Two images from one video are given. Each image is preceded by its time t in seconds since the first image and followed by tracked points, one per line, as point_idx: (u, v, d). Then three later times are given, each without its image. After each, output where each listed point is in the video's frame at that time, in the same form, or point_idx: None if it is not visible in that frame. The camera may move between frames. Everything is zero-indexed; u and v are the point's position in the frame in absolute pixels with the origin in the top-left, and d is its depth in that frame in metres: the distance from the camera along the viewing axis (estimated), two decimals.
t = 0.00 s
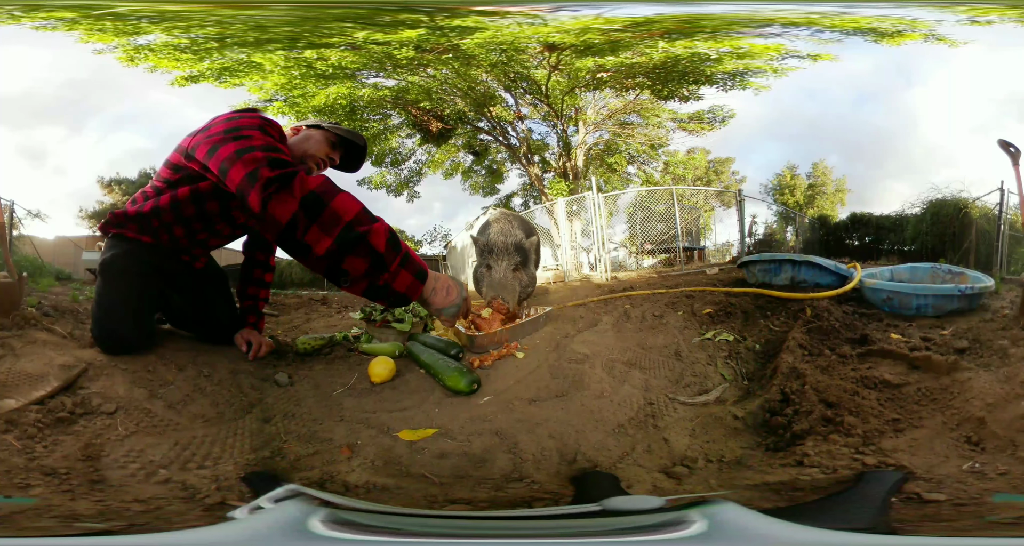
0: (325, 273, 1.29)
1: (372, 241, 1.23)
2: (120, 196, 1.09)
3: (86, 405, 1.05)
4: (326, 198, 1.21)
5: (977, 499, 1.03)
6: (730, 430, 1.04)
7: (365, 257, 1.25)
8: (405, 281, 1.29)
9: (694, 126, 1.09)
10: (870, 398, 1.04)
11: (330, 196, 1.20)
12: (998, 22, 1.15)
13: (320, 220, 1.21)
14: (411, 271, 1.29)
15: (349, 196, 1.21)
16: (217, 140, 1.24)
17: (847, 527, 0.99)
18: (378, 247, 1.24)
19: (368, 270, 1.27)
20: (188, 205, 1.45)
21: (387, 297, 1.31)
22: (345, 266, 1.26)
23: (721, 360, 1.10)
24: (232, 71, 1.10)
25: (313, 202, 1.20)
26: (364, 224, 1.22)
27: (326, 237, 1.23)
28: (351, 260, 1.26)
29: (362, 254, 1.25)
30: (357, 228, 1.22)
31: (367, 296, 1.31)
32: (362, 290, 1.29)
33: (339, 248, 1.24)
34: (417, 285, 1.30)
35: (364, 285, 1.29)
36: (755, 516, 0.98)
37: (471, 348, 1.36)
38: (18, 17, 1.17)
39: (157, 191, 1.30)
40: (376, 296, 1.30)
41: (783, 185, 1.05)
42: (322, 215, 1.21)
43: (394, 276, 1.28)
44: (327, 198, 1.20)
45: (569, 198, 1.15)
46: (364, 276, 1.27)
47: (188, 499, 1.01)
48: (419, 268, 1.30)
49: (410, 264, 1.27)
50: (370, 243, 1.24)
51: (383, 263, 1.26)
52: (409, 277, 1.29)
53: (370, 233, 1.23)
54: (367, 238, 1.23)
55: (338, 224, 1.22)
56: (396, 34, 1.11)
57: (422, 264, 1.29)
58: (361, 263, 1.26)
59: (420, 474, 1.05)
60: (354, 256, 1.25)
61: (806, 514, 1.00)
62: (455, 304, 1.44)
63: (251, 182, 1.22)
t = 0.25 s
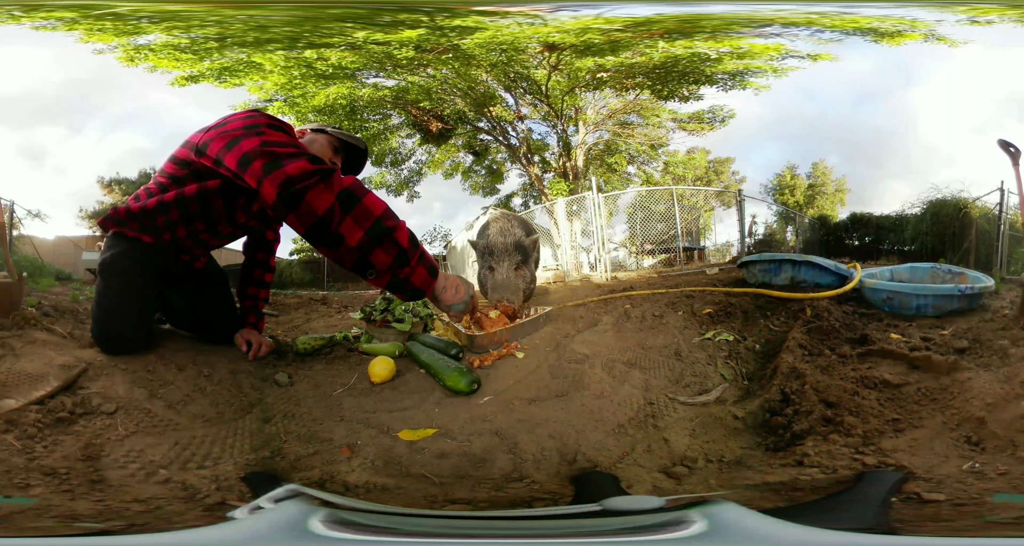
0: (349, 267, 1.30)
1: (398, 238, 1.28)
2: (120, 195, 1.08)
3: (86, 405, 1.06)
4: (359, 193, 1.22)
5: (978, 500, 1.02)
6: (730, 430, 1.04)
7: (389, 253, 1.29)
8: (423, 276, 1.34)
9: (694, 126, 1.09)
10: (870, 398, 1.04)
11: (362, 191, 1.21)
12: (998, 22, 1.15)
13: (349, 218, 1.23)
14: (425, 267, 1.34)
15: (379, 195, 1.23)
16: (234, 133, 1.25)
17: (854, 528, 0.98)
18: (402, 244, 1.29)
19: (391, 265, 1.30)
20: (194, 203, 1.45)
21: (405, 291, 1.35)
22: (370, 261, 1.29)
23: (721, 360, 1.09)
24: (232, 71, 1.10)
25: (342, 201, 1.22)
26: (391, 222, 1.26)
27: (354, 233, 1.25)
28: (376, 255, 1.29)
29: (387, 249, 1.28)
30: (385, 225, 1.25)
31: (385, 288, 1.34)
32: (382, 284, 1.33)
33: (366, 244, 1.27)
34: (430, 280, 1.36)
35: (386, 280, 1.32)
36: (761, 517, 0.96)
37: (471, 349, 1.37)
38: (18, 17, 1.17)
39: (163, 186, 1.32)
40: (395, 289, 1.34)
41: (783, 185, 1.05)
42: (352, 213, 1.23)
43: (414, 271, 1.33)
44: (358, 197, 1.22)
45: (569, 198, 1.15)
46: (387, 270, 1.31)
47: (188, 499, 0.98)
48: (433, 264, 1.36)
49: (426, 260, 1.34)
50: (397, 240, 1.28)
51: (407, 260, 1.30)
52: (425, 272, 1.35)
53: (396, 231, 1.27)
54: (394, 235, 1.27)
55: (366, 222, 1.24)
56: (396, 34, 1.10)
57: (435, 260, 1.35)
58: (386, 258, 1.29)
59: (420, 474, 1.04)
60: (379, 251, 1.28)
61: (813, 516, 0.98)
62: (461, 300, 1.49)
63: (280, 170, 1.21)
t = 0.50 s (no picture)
0: (358, 266, 1.32)
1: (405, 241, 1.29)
2: (121, 195, 1.08)
3: (86, 405, 1.06)
4: (370, 195, 1.22)
5: (977, 499, 1.02)
6: (730, 430, 1.04)
7: (397, 254, 1.30)
8: (429, 278, 1.36)
9: (694, 126, 1.09)
10: (870, 398, 1.04)
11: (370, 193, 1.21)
12: (998, 22, 1.15)
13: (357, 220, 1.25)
14: (431, 270, 1.36)
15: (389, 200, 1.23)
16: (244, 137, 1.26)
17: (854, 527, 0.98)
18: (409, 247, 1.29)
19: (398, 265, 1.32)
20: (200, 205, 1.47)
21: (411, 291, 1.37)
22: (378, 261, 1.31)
23: (721, 360, 1.10)
24: (233, 71, 1.10)
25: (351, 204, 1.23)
26: (400, 226, 1.26)
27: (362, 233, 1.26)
28: (385, 256, 1.30)
29: (395, 250, 1.30)
30: (394, 228, 1.26)
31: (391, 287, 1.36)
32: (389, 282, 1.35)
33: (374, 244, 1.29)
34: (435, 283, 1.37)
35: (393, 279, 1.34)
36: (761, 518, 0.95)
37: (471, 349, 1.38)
38: (19, 17, 1.17)
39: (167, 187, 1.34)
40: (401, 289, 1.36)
41: (783, 185, 1.04)
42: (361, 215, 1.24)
43: (421, 272, 1.34)
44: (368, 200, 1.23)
45: (569, 198, 1.15)
46: (394, 271, 1.32)
47: (190, 499, 0.97)
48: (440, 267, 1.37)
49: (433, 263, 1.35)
50: (404, 242, 1.29)
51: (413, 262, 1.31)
52: (431, 275, 1.36)
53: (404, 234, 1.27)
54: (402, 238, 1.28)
55: (375, 224, 1.25)
56: (396, 34, 1.10)
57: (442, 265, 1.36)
58: (393, 259, 1.30)
59: (420, 474, 1.04)
60: (387, 252, 1.30)
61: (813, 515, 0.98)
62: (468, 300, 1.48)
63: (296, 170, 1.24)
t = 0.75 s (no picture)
0: (353, 274, 1.33)
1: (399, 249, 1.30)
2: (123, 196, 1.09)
3: (87, 405, 1.05)
4: (363, 200, 1.26)
5: (978, 499, 1.04)
6: (730, 430, 1.04)
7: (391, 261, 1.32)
8: (425, 285, 1.37)
9: (694, 126, 1.09)
10: (870, 398, 1.04)
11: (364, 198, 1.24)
12: (999, 22, 1.15)
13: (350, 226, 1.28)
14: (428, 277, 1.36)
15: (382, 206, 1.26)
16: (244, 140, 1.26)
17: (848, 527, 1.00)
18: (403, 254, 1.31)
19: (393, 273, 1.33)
20: (201, 206, 1.50)
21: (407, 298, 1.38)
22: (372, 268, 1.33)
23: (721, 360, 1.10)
24: (234, 71, 1.11)
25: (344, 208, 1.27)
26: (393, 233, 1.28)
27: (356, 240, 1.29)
28: (379, 263, 1.32)
29: (389, 258, 1.31)
30: (387, 234, 1.28)
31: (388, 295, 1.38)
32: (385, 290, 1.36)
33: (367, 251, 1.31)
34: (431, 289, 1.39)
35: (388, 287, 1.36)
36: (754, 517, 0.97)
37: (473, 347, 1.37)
38: (21, 17, 1.17)
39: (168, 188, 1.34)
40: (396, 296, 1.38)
41: (784, 185, 1.06)
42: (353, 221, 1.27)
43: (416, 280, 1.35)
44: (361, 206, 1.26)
45: (569, 198, 1.15)
46: (389, 278, 1.34)
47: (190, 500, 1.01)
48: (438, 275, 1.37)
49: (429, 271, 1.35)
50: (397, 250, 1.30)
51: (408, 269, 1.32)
52: (428, 282, 1.37)
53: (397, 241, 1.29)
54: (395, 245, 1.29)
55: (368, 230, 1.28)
56: (397, 34, 1.11)
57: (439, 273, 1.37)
58: (388, 267, 1.32)
59: (421, 474, 1.05)
60: (381, 259, 1.31)
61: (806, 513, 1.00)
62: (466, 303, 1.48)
63: (288, 176, 1.26)
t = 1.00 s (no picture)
0: (352, 270, 1.34)
1: (397, 244, 1.30)
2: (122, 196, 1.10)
3: (87, 405, 1.05)
4: (360, 195, 1.27)
5: (977, 499, 1.04)
6: (730, 431, 1.04)
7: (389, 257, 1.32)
8: (425, 282, 1.36)
9: (694, 126, 1.09)
10: (870, 398, 1.04)
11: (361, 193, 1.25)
12: (1000, 22, 1.15)
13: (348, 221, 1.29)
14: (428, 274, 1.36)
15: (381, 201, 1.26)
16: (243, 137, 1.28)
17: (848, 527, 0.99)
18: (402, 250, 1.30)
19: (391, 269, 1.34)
20: (199, 207, 1.52)
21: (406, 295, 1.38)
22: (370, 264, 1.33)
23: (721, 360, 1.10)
24: (234, 71, 1.11)
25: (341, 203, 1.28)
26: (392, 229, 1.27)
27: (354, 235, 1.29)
28: (377, 259, 1.32)
29: (388, 253, 1.31)
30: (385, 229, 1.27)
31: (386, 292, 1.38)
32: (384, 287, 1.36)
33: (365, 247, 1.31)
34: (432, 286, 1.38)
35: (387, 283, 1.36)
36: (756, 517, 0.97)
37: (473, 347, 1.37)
38: (21, 17, 1.17)
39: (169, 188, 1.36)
40: (396, 293, 1.37)
41: (784, 185, 1.05)
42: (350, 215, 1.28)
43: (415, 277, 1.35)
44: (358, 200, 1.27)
45: (569, 198, 1.14)
46: (388, 275, 1.34)
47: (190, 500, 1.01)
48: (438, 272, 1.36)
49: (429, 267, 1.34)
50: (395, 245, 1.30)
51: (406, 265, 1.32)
52: (428, 278, 1.36)
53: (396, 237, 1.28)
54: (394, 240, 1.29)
55: (365, 225, 1.28)
56: (396, 34, 1.11)
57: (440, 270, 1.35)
58: (387, 262, 1.32)
59: (420, 474, 1.05)
60: (379, 255, 1.32)
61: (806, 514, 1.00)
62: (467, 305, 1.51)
63: (283, 173, 1.27)
